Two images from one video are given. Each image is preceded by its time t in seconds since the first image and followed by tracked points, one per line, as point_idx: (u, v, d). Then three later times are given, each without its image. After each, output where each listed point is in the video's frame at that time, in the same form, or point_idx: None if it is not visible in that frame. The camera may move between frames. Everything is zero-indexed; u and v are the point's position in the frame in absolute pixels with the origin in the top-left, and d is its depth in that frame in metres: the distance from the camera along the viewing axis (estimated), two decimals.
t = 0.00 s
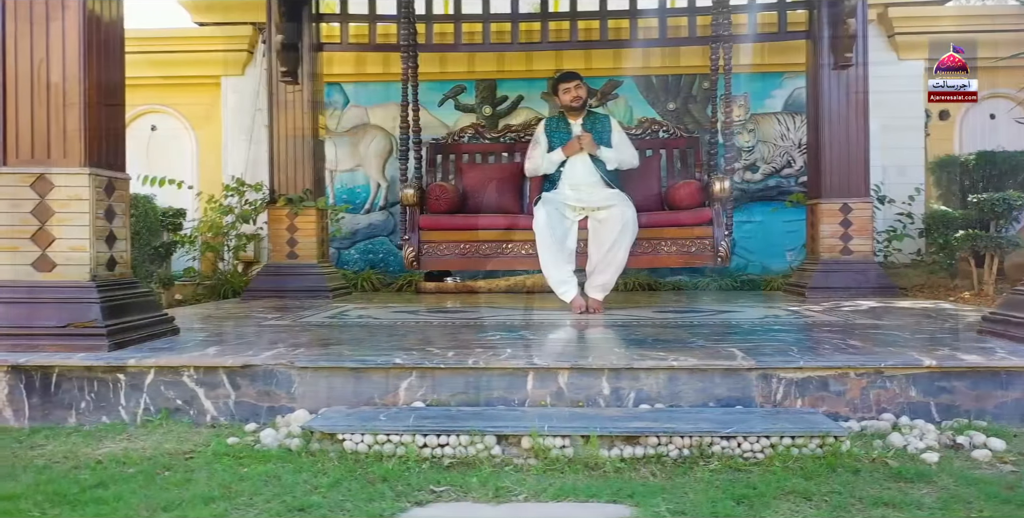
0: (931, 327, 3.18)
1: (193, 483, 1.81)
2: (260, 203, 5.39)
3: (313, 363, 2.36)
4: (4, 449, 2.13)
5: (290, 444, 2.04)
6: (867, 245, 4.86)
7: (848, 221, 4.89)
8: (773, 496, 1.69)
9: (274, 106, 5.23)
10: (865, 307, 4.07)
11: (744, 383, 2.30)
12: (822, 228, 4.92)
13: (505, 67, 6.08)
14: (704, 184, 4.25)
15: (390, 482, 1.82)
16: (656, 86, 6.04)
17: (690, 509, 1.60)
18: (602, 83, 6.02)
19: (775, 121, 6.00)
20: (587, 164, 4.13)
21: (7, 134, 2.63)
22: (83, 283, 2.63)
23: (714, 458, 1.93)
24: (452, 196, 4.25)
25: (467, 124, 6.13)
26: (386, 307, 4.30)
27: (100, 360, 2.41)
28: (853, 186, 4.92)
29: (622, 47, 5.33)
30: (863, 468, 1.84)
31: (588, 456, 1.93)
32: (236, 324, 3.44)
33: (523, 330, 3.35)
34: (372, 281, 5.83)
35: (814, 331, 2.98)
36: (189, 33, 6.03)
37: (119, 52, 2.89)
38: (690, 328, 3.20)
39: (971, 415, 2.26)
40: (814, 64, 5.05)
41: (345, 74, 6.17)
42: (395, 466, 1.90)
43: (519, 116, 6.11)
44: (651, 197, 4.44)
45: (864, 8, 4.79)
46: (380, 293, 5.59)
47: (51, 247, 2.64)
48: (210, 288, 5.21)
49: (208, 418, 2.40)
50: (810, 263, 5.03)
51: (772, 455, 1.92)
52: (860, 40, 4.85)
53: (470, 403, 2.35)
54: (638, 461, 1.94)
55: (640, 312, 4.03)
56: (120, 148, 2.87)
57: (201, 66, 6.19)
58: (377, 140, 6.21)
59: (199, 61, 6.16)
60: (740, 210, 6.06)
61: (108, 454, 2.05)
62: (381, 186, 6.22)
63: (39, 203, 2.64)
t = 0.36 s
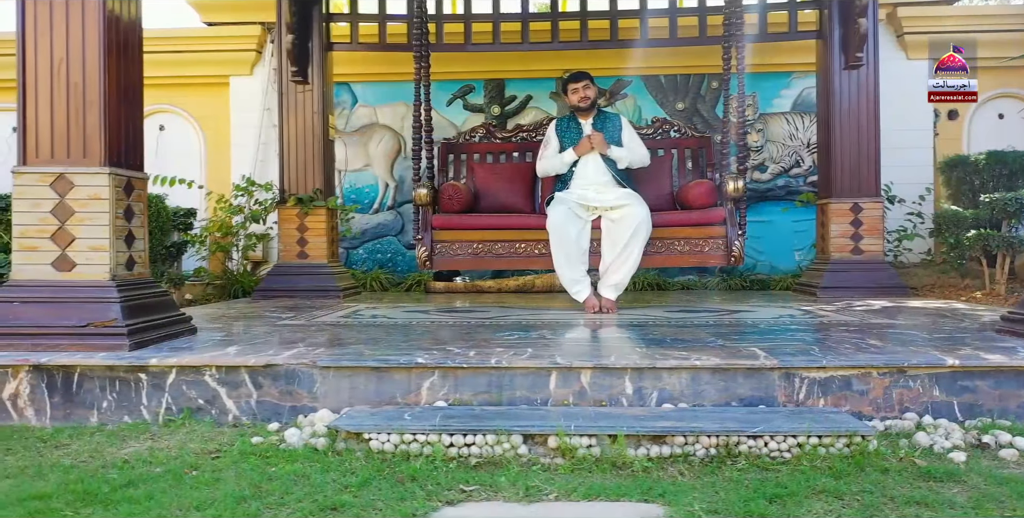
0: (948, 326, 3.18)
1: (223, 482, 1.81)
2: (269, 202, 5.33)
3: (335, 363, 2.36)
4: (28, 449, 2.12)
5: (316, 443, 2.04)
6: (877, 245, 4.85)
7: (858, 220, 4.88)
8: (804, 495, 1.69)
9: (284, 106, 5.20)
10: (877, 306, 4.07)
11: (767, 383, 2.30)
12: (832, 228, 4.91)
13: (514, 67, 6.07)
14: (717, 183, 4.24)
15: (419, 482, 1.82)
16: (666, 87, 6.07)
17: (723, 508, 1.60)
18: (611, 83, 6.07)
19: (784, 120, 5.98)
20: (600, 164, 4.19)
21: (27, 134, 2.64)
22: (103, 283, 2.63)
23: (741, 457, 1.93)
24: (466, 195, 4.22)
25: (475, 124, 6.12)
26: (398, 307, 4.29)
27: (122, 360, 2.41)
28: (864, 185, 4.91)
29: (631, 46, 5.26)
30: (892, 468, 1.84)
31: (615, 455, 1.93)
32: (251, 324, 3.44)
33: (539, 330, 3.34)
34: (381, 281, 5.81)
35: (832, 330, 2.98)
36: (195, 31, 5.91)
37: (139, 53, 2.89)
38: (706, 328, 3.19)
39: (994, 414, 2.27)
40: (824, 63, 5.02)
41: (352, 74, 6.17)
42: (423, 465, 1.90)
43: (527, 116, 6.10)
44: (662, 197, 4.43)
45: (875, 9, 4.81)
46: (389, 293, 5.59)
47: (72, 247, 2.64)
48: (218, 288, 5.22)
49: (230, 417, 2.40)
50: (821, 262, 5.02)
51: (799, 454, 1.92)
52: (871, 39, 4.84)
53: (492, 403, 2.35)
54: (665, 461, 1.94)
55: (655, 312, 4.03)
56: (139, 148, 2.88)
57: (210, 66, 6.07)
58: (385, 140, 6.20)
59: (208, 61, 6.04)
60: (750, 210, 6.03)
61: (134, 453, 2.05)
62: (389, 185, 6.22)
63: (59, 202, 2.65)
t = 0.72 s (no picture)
0: (965, 326, 3.17)
1: (251, 482, 1.81)
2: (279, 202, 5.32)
3: (358, 363, 2.36)
4: (53, 448, 2.13)
5: (342, 443, 2.04)
6: (888, 245, 4.85)
7: (869, 220, 4.88)
8: (834, 495, 1.68)
9: (294, 107, 5.20)
10: (890, 306, 4.07)
11: (790, 383, 2.30)
12: (843, 227, 4.91)
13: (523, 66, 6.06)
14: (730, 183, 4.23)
15: (448, 481, 1.82)
16: (674, 87, 6.06)
17: (757, 507, 1.60)
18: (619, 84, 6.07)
19: (792, 120, 5.98)
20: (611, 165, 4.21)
21: (47, 134, 2.65)
22: (123, 284, 2.63)
23: (768, 457, 1.93)
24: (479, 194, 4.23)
25: (484, 124, 6.12)
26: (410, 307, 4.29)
27: (143, 360, 2.41)
28: (874, 186, 4.91)
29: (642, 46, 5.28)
30: (920, 468, 1.84)
31: (642, 455, 1.93)
32: (266, 324, 3.43)
33: (555, 330, 3.34)
34: (389, 281, 5.81)
35: (850, 331, 2.97)
36: (203, 30, 5.91)
37: (158, 52, 2.89)
38: (723, 328, 3.19)
39: (1017, 414, 2.27)
40: (834, 63, 5.02)
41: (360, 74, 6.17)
42: (450, 465, 1.90)
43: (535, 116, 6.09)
44: (674, 197, 4.43)
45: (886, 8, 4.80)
46: (398, 293, 5.58)
47: (91, 246, 2.65)
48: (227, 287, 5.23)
49: (252, 417, 2.40)
50: (831, 262, 5.02)
51: (827, 454, 1.92)
52: (882, 38, 4.84)
53: (515, 403, 2.35)
54: (692, 460, 1.94)
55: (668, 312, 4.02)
56: (158, 147, 2.88)
57: (218, 65, 6.06)
58: (393, 140, 6.20)
59: (216, 61, 6.03)
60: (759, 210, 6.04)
61: (159, 453, 2.05)
62: (397, 185, 6.22)
63: (79, 202, 2.65)
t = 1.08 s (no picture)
0: (982, 326, 3.17)
1: (280, 482, 1.81)
2: (289, 202, 5.33)
3: (379, 363, 2.36)
4: (78, 448, 2.13)
5: (368, 443, 2.04)
6: (898, 244, 4.85)
7: (879, 220, 4.88)
8: (866, 494, 1.68)
9: (304, 107, 5.20)
10: (902, 306, 4.07)
11: (813, 383, 2.30)
12: (853, 227, 4.90)
13: (531, 67, 6.06)
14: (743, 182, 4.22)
15: (477, 482, 1.82)
16: (683, 87, 6.06)
17: (790, 507, 1.60)
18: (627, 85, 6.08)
19: (800, 120, 5.98)
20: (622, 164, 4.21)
21: (66, 134, 2.65)
22: (143, 284, 2.63)
23: (796, 457, 1.93)
24: (491, 194, 4.22)
25: (492, 125, 6.11)
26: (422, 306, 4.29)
27: (165, 359, 2.41)
28: (885, 186, 4.91)
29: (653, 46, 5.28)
30: (949, 468, 1.84)
31: (670, 455, 1.93)
32: (281, 324, 3.43)
33: (570, 330, 3.34)
34: (398, 281, 5.81)
35: (868, 331, 2.97)
36: (211, 30, 5.91)
37: (177, 52, 2.90)
38: (740, 328, 3.19)
39: None
40: (844, 62, 5.03)
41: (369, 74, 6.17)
42: (478, 466, 1.90)
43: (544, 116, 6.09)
44: (686, 197, 4.43)
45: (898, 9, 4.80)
46: (407, 293, 5.58)
47: (110, 246, 2.64)
48: (237, 287, 5.23)
49: (274, 417, 2.40)
50: (841, 262, 5.02)
51: (854, 454, 1.92)
52: (893, 38, 4.84)
53: (537, 403, 2.35)
54: (719, 460, 1.94)
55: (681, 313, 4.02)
56: (176, 147, 2.88)
57: (225, 65, 6.06)
58: (401, 140, 6.19)
59: (224, 60, 6.03)
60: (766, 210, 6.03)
61: (184, 453, 2.05)
62: (405, 185, 6.21)
63: (98, 202, 2.65)
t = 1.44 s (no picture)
0: (1000, 326, 3.17)
1: (310, 482, 1.81)
2: (299, 202, 5.33)
3: (402, 363, 2.36)
4: (103, 448, 2.13)
5: (394, 443, 2.04)
6: (909, 244, 4.85)
7: (890, 220, 4.88)
8: (898, 494, 1.68)
9: (314, 107, 5.19)
10: (916, 306, 4.07)
11: (837, 382, 2.30)
12: (864, 227, 4.90)
13: (540, 67, 6.05)
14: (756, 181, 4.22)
15: (507, 482, 1.82)
16: (691, 86, 6.06)
17: (825, 507, 1.59)
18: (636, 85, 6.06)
19: (809, 120, 5.99)
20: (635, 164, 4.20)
21: (86, 134, 2.65)
22: (163, 283, 2.63)
23: (824, 456, 1.93)
24: (504, 194, 4.22)
25: (501, 125, 6.12)
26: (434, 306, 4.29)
27: (187, 359, 2.41)
28: (896, 186, 4.91)
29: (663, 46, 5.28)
30: (978, 467, 1.84)
31: (698, 455, 1.93)
32: (297, 324, 3.43)
33: (586, 330, 3.34)
34: (407, 281, 5.81)
35: (886, 331, 2.97)
36: (219, 30, 5.90)
37: (195, 52, 2.89)
38: (757, 328, 3.18)
39: None
40: (855, 62, 5.03)
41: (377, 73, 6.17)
42: (506, 466, 1.90)
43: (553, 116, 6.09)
44: (699, 197, 4.43)
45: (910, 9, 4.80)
46: (416, 293, 5.58)
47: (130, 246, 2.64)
48: (247, 288, 5.23)
49: (297, 417, 2.40)
50: (852, 262, 5.02)
51: (882, 454, 1.92)
52: (905, 38, 4.84)
53: (560, 403, 2.35)
54: (747, 460, 1.94)
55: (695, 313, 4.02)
56: (194, 146, 2.87)
57: (233, 65, 6.05)
58: (409, 140, 6.19)
59: (231, 60, 6.02)
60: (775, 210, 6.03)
61: (210, 453, 2.05)
62: (413, 185, 6.21)
63: (118, 202, 2.65)
